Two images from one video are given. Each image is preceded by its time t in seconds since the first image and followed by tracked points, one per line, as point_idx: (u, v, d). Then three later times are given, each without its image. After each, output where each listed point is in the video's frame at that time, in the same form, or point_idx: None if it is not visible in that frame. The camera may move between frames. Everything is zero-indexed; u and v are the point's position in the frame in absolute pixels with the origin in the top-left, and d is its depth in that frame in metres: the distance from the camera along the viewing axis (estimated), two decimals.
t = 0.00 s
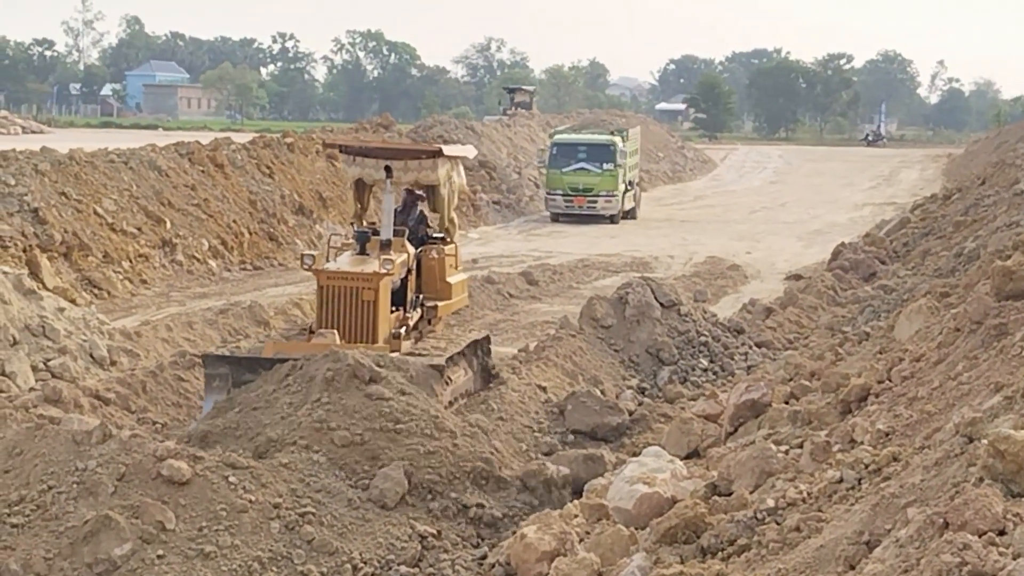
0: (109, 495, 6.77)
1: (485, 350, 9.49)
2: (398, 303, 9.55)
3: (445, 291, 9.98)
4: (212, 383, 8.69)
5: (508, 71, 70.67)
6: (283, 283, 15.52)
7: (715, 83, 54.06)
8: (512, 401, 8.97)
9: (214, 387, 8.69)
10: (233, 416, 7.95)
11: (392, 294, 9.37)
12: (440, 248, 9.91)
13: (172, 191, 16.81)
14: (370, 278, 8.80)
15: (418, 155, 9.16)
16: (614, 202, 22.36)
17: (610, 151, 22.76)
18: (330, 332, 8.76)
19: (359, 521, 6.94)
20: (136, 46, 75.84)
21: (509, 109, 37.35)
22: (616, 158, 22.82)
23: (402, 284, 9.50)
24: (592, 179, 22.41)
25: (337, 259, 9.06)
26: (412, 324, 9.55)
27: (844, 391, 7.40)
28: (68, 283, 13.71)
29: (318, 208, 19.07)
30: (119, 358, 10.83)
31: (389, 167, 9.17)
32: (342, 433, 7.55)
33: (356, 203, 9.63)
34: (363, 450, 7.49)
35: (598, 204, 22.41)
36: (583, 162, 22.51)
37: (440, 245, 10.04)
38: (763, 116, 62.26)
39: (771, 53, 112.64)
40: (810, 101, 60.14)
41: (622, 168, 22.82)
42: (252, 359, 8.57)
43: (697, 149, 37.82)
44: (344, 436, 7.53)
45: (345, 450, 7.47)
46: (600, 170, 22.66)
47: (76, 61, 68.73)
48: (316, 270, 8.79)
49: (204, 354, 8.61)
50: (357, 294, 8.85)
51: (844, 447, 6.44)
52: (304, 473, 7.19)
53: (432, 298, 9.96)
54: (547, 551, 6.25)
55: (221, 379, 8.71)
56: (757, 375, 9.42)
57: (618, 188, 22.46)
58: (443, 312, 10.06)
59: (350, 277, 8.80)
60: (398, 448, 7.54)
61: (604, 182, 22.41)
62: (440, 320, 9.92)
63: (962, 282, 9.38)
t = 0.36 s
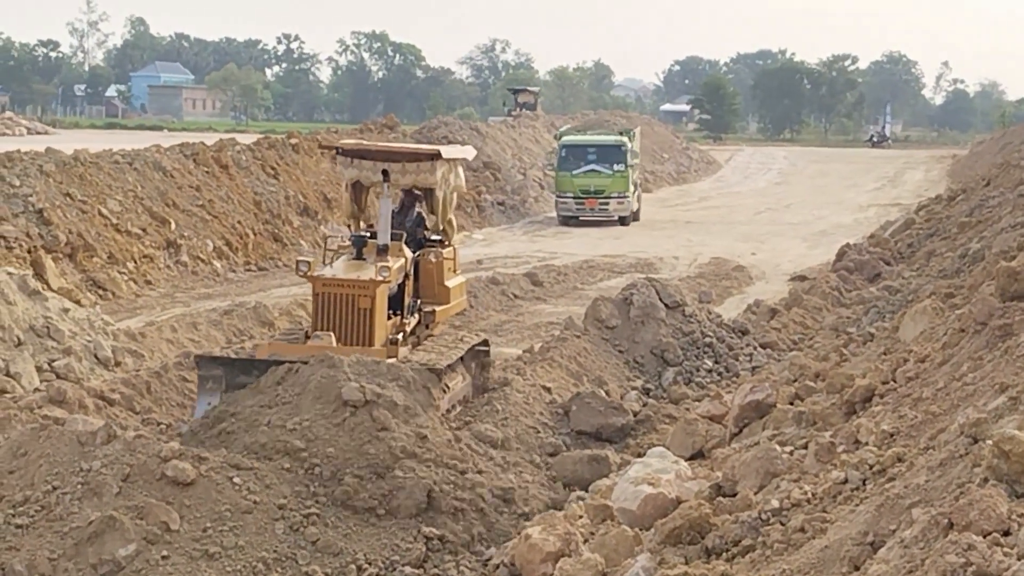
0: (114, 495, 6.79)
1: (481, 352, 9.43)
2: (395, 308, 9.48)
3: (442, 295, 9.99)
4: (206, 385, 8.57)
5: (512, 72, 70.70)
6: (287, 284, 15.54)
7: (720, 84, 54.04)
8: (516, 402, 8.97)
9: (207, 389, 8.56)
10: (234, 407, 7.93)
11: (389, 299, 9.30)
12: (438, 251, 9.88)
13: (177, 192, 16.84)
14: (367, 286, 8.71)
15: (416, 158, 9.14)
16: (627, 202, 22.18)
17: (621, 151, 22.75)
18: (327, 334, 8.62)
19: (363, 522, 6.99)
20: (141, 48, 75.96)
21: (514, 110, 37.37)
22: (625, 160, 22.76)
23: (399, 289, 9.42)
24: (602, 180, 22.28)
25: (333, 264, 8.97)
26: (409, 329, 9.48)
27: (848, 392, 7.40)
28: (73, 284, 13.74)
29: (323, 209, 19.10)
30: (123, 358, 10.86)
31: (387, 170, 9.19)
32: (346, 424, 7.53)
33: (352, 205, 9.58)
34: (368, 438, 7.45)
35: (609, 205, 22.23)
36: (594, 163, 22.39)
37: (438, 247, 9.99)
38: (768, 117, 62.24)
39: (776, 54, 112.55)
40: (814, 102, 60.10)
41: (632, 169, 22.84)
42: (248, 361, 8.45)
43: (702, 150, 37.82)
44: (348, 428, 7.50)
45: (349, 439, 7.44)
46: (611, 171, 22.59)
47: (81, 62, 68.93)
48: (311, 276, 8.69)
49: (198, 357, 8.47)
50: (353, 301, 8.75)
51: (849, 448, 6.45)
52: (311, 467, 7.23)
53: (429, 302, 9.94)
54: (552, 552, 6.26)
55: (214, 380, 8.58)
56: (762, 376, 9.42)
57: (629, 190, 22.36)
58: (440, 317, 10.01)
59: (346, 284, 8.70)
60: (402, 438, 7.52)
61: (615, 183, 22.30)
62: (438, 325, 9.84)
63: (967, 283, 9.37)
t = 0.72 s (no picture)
0: (120, 499, 6.80)
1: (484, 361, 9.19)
2: (394, 316, 9.45)
3: (442, 303, 9.95)
4: (201, 385, 8.33)
5: (517, 76, 70.75)
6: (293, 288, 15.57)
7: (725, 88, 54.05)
8: (522, 405, 8.98)
9: (203, 389, 8.33)
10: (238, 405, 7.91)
11: (387, 308, 9.27)
12: (437, 259, 9.82)
13: (183, 196, 16.88)
14: (365, 294, 8.67)
15: (414, 164, 9.11)
16: (644, 210, 22.03)
17: (637, 157, 22.44)
18: (325, 334, 8.58)
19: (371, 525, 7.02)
20: (146, 53, 76.13)
21: (519, 114, 37.38)
22: (641, 166, 22.49)
23: (398, 297, 9.38)
24: (620, 187, 22.01)
25: (330, 273, 8.95)
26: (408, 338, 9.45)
27: (855, 396, 7.41)
28: (79, 288, 13.78)
29: (328, 213, 19.13)
30: (129, 362, 10.88)
31: (385, 177, 9.13)
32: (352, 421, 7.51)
33: (350, 211, 9.59)
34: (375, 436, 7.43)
35: (626, 212, 21.99)
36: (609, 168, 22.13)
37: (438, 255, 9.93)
38: (773, 122, 62.25)
39: (782, 58, 112.52)
40: (820, 106, 60.09)
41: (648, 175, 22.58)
42: (245, 360, 8.23)
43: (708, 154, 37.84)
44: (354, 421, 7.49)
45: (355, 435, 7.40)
46: (628, 177, 22.28)
47: (87, 67, 69.09)
48: (308, 285, 8.67)
49: (194, 357, 8.25)
50: (350, 310, 8.72)
51: (855, 451, 6.45)
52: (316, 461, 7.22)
53: (429, 311, 9.91)
54: (558, 555, 6.26)
55: (210, 381, 8.34)
56: (768, 380, 9.42)
57: (646, 197, 22.13)
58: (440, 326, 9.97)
59: (343, 292, 8.68)
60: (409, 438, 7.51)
61: (633, 189, 22.04)
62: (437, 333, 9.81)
63: (973, 286, 9.38)
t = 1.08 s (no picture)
0: (126, 503, 6.83)
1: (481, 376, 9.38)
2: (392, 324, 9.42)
3: (441, 312, 9.92)
4: (198, 384, 8.13)
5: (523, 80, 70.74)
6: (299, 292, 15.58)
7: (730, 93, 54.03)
8: (528, 409, 8.97)
9: (198, 388, 8.13)
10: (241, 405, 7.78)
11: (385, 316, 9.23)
12: (436, 267, 9.79)
13: (189, 201, 16.89)
14: (361, 303, 8.65)
15: (414, 171, 9.11)
16: (667, 215, 21.57)
17: (659, 163, 22.04)
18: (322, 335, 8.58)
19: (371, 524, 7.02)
20: (152, 58, 76.24)
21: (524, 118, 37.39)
22: (663, 171, 22.12)
23: (396, 305, 9.35)
24: (643, 193, 21.54)
25: (327, 282, 8.96)
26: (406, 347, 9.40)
27: (861, 400, 7.40)
28: (85, 292, 13.80)
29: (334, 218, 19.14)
30: (135, 366, 10.90)
31: (383, 184, 9.12)
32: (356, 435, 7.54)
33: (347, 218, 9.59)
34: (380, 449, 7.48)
35: (649, 219, 21.54)
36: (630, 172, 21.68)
37: (437, 263, 9.92)
38: (779, 126, 62.20)
39: (788, 62, 112.48)
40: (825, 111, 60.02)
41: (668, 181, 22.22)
42: (242, 359, 8.01)
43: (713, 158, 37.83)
44: (358, 430, 7.51)
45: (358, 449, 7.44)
46: (652, 183, 21.88)
47: (93, 71, 69.20)
48: (304, 293, 8.68)
49: (190, 353, 8.05)
50: (347, 320, 8.70)
51: (862, 455, 6.44)
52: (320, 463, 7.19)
53: (427, 319, 9.87)
54: (564, 560, 6.26)
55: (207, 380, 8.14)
56: (774, 384, 9.41)
57: (669, 204, 21.73)
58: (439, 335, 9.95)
59: (339, 301, 8.67)
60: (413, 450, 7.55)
61: (656, 196, 21.61)
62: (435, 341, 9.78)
63: (979, 290, 9.36)
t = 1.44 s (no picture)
0: (130, 505, 6.88)
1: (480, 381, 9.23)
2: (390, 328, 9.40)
3: (440, 317, 9.82)
4: (194, 377, 8.12)
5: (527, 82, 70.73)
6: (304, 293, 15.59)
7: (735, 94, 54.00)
8: (533, 410, 8.97)
9: (195, 382, 8.12)
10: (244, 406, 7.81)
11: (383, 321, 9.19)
12: (435, 270, 9.75)
13: (193, 202, 16.91)
14: (360, 308, 8.66)
15: (413, 174, 9.11)
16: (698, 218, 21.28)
17: (688, 163, 21.48)
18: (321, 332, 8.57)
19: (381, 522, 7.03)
20: (156, 60, 76.36)
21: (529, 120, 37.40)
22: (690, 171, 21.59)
23: (395, 311, 9.32)
24: (674, 196, 21.08)
25: (324, 287, 8.94)
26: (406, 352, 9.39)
27: (867, 401, 7.39)
28: (89, 294, 13.81)
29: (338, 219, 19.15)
30: (140, 368, 10.91)
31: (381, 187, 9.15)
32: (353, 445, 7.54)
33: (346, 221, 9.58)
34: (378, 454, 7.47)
35: (681, 221, 21.12)
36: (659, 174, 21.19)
37: (436, 267, 9.88)
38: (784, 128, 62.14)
39: (793, 63, 112.39)
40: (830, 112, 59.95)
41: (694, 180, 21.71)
42: (240, 353, 8.04)
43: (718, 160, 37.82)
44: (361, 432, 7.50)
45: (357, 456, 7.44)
46: (682, 185, 21.35)
47: (97, 73, 69.28)
48: (300, 299, 8.66)
49: (188, 345, 8.04)
50: (345, 325, 8.71)
51: (867, 457, 6.43)
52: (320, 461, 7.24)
53: (426, 324, 9.79)
54: (569, 561, 6.25)
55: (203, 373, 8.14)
56: (779, 385, 9.40)
57: (698, 206, 21.34)
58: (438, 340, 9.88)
59: (336, 307, 8.66)
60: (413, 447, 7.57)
61: (687, 198, 21.17)
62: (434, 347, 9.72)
63: (985, 291, 9.35)
